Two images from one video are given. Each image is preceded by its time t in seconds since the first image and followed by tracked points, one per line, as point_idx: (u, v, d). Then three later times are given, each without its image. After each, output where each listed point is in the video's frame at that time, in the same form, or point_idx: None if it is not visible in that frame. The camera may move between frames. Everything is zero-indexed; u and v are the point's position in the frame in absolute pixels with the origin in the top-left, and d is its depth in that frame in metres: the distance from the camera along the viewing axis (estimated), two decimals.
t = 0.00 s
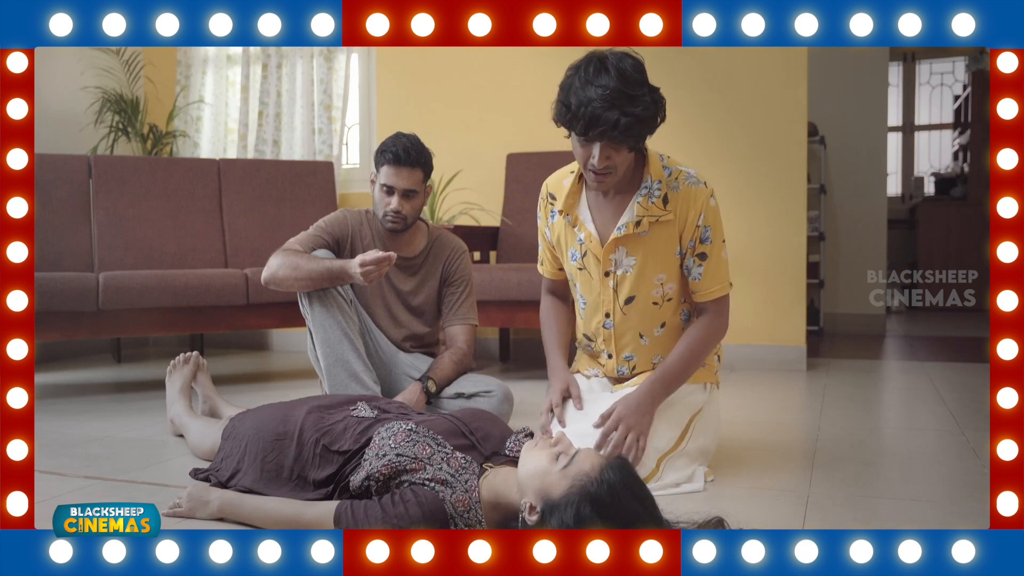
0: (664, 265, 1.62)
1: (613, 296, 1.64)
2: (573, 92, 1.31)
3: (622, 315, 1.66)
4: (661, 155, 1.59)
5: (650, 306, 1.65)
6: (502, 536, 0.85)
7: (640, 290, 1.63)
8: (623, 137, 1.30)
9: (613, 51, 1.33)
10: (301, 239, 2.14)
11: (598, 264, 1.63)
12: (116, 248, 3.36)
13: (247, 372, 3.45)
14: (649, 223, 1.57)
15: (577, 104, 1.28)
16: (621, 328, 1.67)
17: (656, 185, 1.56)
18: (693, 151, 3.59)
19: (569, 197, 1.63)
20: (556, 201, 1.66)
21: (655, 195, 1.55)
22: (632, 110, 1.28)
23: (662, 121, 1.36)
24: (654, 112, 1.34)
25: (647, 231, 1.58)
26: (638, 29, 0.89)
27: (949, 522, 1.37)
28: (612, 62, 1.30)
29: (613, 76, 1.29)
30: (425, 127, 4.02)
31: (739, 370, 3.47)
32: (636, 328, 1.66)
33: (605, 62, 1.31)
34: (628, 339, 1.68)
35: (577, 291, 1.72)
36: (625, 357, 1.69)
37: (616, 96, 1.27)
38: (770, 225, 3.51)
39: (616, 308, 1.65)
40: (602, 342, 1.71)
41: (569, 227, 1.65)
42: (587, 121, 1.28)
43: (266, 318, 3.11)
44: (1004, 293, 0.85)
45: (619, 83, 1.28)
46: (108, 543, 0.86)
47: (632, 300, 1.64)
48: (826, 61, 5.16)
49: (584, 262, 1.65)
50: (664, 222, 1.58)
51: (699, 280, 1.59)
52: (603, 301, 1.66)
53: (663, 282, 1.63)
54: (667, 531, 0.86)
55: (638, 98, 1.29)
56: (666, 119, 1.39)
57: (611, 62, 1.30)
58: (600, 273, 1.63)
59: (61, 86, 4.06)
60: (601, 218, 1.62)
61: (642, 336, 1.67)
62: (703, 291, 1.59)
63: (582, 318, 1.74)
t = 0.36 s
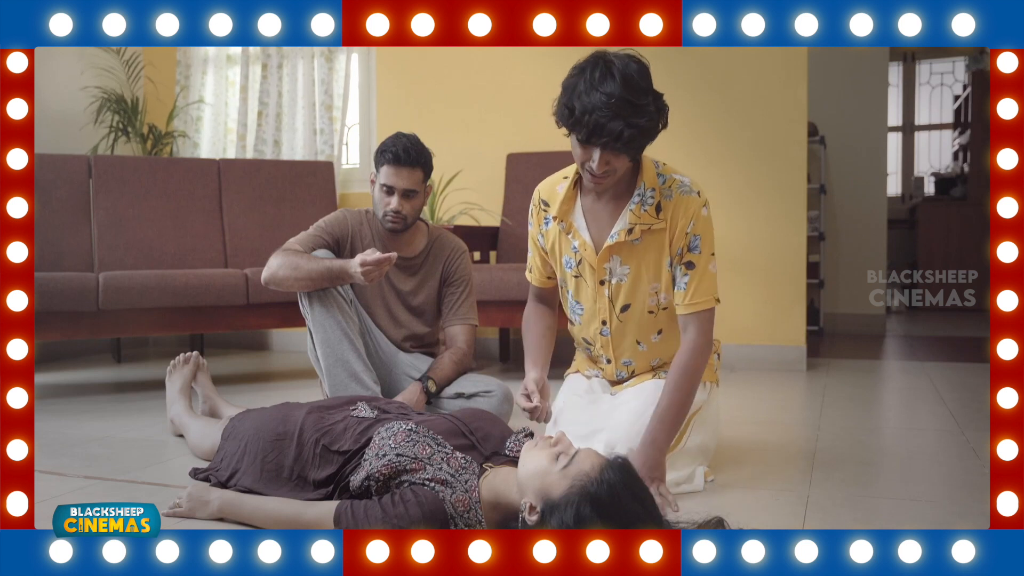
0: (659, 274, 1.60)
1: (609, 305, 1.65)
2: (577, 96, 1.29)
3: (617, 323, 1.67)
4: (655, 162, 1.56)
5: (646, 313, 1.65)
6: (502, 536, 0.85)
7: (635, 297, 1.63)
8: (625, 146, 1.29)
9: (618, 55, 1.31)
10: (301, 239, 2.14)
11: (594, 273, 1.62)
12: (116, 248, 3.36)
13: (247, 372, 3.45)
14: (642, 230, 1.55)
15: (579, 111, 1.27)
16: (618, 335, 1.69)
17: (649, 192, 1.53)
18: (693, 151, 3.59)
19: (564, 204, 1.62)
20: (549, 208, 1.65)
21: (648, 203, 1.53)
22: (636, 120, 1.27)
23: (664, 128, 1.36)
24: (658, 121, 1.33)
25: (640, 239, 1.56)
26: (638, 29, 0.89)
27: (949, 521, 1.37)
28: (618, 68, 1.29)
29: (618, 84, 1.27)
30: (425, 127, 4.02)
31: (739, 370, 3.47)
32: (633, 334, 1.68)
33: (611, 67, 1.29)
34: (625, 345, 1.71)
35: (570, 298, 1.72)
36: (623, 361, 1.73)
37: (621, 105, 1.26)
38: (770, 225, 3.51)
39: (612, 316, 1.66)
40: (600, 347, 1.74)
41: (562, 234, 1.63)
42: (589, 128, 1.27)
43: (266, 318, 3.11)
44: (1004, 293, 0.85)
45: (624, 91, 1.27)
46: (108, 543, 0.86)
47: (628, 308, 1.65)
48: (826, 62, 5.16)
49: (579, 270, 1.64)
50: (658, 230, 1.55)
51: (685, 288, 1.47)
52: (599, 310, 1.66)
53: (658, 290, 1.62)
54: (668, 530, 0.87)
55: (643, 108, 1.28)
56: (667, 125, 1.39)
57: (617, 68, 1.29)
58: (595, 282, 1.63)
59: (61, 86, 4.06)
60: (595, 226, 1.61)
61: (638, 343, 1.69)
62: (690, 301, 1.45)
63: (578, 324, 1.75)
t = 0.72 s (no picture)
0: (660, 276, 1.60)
1: (614, 310, 1.65)
2: (571, 110, 1.29)
3: (622, 326, 1.68)
4: (653, 164, 1.55)
5: (649, 316, 1.65)
6: (502, 536, 0.85)
7: (638, 301, 1.64)
8: (621, 159, 1.29)
9: (611, 66, 1.30)
10: (301, 239, 2.14)
11: (597, 282, 1.63)
12: (116, 248, 3.36)
13: (247, 372, 3.45)
14: (643, 235, 1.54)
15: (574, 125, 1.27)
16: (624, 338, 1.71)
17: (648, 197, 1.53)
18: (693, 151, 3.59)
19: (565, 212, 1.59)
20: (548, 213, 1.62)
21: (648, 207, 1.53)
22: (632, 132, 1.27)
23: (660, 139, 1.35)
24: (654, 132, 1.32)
25: (641, 244, 1.56)
26: (638, 29, 0.89)
27: (948, 521, 1.37)
28: (611, 80, 1.28)
29: (612, 97, 1.27)
30: (426, 127, 4.02)
31: (740, 370, 3.47)
32: (635, 337, 1.69)
33: (604, 79, 1.29)
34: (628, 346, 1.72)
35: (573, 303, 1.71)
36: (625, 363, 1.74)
37: (615, 117, 1.26)
38: (770, 225, 3.51)
39: (617, 321, 1.67)
40: (604, 349, 1.75)
41: (563, 243, 1.61)
42: (585, 143, 1.27)
43: (266, 318, 3.11)
44: (1004, 293, 0.85)
45: (619, 103, 1.26)
46: (107, 543, 0.86)
47: (632, 312, 1.65)
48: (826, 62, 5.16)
49: (582, 277, 1.64)
50: (659, 233, 1.54)
51: (677, 287, 1.49)
52: (604, 315, 1.67)
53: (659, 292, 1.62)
54: (668, 530, 0.87)
55: (639, 120, 1.28)
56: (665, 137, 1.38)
57: (611, 80, 1.28)
58: (599, 290, 1.63)
59: (61, 86, 4.06)
60: (597, 233, 1.59)
61: (640, 344, 1.70)
62: (679, 300, 1.47)
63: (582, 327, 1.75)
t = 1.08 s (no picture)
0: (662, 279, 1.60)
1: (617, 314, 1.66)
2: (582, 127, 1.28)
3: (624, 328, 1.68)
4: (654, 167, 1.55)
5: (650, 318, 1.66)
6: (502, 536, 0.85)
7: (641, 303, 1.64)
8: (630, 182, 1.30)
9: (626, 80, 1.28)
10: (300, 239, 2.14)
11: (600, 286, 1.63)
12: (116, 248, 3.36)
13: (247, 372, 3.45)
14: (646, 238, 1.55)
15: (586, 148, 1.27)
16: (625, 340, 1.70)
17: (651, 200, 1.53)
18: (693, 151, 3.59)
19: (567, 218, 1.58)
20: (549, 218, 1.61)
21: (650, 210, 1.53)
22: (642, 159, 1.27)
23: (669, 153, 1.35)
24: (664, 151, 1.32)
25: (644, 247, 1.57)
26: (638, 29, 0.88)
27: (948, 521, 1.37)
28: (625, 99, 1.26)
29: (625, 119, 1.25)
30: (426, 127, 4.02)
31: (740, 370, 3.47)
32: (636, 339, 1.69)
33: (618, 98, 1.26)
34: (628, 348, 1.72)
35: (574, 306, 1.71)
36: (626, 365, 1.73)
37: (626, 144, 1.25)
38: (770, 225, 3.51)
39: (620, 323, 1.67)
40: (604, 352, 1.74)
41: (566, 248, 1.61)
42: (594, 166, 1.28)
43: (266, 318, 3.11)
44: (1004, 293, 0.85)
45: (631, 128, 1.25)
46: (106, 543, 0.86)
47: (635, 315, 1.65)
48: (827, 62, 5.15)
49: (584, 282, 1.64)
50: (661, 235, 1.55)
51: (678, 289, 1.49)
52: (606, 318, 1.67)
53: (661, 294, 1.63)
54: (668, 530, 0.87)
55: (649, 145, 1.28)
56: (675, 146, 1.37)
57: (625, 100, 1.26)
58: (603, 294, 1.63)
59: (61, 86, 4.06)
60: (600, 238, 1.59)
61: (640, 346, 1.70)
62: (681, 303, 1.48)
63: (583, 330, 1.75)
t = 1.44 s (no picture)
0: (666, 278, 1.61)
1: (619, 312, 1.65)
2: (584, 109, 1.29)
3: (626, 327, 1.68)
4: (659, 166, 1.55)
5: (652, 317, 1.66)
6: (502, 536, 0.85)
7: (644, 302, 1.64)
8: (632, 161, 1.29)
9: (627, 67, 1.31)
10: (301, 238, 2.14)
11: (603, 283, 1.63)
12: (116, 249, 3.36)
13: (247, 372, 3.45)
14: (650, 237, 1.55)
15: (586, 125, 1.27)
16: (627, 339, 1.70)
17: (656, 200, 1.53)
18: (694, 152, 3.59)
19: (570, 215, 1.59)
20: (553, 214, 1.61)
21: (655, 210, 1.54)
22: (644, 136, 1.28)
23: (671, 143, 1.35)
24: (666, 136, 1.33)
25: (648, 246, 1.57)
26: (638, 29, 0.88)
27: (948, 521, 1.37)
28: (626, 82, 1.28)
29: (626, 98, 1.27)
30: (425, 127, 4.02)
31: (740, 370, 3.47)
32: (638, 338, 1.69)
33: (619, 80, 1.29)
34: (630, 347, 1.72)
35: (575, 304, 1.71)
36: (627, 364, 1.73)
37: (629, 120, 1.26)
38: (770, 225, 3.51)
39: (622, 322, 1.67)
40: (605, 350, 1.74)
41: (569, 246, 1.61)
42: (597, 143, 1.27)
43: (266, 318, 3.11)
44: (1004, 293, 0.85)
45: (633, 106, 1.27)
46: (107, 543, 0.86)
47: (638, 313, 1.66)
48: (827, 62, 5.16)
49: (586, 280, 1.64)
50: (666, 235, 1.55)
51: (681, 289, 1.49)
52: (609, 317, 1.67)
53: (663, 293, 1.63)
54: (668, 530, 0.87)
55: (651, 124, 1.28)
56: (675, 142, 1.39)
57: (626, 81, 1.29)
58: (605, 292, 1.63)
59: (61, 86, 4.05)
60: (603, 237, 1.60)
61: (642, 345, 1.70)
62: (683, 303, 1.48)
63: (585, 329, 1.75)
